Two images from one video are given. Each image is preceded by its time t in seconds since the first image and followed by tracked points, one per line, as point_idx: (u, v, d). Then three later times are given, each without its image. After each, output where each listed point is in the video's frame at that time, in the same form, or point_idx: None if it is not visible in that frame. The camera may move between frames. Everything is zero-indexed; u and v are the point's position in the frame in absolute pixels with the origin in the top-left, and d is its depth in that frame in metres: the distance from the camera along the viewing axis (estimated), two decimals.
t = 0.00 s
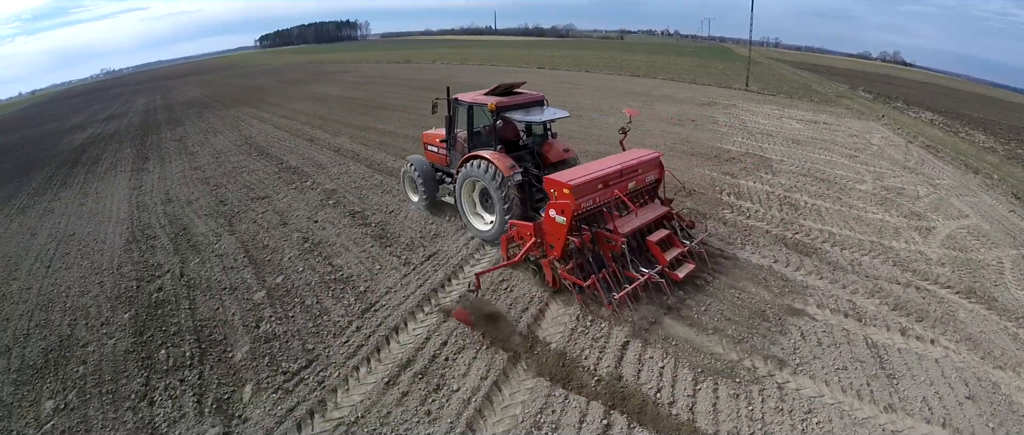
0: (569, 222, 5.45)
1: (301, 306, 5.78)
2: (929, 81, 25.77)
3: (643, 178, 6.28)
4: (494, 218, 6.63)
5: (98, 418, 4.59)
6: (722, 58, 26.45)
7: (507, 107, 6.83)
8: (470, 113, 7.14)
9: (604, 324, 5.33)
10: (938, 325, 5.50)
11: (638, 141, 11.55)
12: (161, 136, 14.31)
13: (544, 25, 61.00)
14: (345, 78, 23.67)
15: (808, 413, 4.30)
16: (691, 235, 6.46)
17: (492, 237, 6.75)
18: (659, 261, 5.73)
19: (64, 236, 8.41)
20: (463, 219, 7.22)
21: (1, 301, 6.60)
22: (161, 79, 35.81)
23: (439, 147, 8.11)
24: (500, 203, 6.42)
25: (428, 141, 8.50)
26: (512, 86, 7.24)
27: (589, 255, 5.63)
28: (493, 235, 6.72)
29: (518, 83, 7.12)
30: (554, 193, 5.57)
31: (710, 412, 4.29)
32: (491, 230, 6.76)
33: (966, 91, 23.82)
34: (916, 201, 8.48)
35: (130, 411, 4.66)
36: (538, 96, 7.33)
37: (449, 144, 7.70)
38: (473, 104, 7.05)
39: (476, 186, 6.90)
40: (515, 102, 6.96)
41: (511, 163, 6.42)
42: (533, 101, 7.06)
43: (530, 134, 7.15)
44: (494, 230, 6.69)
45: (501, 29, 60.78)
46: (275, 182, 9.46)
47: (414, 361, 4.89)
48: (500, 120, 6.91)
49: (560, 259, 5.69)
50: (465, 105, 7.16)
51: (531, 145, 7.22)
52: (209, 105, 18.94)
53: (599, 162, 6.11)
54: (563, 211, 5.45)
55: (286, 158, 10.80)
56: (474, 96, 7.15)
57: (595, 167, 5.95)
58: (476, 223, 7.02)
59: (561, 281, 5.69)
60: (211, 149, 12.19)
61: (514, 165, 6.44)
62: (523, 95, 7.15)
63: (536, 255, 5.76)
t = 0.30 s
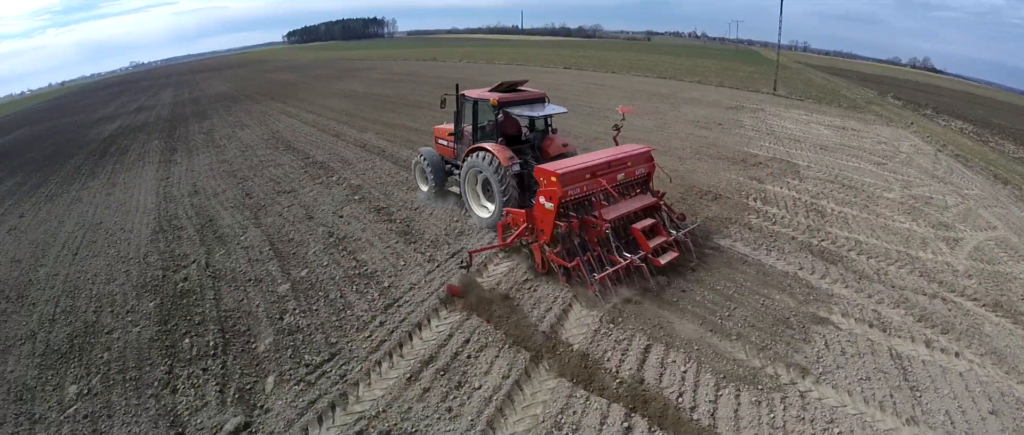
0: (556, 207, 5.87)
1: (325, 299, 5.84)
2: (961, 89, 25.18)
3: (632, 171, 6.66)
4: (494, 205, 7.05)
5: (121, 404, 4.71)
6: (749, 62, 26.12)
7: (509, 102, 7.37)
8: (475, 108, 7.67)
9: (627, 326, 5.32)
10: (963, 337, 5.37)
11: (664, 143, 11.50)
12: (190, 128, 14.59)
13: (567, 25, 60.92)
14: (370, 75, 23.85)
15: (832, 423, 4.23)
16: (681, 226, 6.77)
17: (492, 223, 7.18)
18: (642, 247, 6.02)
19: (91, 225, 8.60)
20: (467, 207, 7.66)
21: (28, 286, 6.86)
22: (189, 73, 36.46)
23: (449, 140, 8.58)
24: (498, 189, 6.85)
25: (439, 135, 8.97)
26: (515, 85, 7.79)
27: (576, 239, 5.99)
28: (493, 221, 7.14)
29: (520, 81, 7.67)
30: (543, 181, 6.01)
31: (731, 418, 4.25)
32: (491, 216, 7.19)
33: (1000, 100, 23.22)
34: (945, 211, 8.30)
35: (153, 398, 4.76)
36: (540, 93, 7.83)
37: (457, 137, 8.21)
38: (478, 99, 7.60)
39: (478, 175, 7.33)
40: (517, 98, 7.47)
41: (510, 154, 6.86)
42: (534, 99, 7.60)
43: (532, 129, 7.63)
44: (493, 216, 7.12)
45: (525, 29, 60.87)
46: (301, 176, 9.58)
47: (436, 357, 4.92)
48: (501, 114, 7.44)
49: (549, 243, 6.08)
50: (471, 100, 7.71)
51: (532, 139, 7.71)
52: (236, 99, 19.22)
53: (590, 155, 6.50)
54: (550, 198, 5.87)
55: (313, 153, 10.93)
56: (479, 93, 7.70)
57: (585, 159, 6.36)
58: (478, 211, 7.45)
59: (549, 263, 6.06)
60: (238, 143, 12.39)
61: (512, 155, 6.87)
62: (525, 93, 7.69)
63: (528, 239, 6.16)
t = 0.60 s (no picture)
0: (550, 195, 6.29)
1: (351, 294, 5.91)
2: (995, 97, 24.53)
3: (627, 164, 6.98)
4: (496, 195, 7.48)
5: (146, 392, 4.82)
6: (776, 66, 25.76)
7: (512, 100, 7.82)
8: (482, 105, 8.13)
9: (651, 329, 5.31)
10: (990, 351, 5.23)
11: (690, 146, 11.43)
12: (217, 123, 14.87)
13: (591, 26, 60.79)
14: (394, 73, 24.02)
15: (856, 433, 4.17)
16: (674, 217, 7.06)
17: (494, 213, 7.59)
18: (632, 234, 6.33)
19: (120, 215, 8.79)
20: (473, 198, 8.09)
21: (57, 274, 7.09)
22: (217, 69, 37.10)
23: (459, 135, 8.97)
24: (500, 180, 7.29)
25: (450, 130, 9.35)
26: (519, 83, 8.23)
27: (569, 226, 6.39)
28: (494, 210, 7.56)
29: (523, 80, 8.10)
30: (539, 171, 6.45)
31: (754, 425, 4.21)
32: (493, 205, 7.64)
33: None
34: (973, 221, 8.12)
35: (177, 387, 4.86)
36: (544, 91, 8.28)
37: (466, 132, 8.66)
38: (484, 96, 8.08)
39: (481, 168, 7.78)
40: (520, 95, 7.95)
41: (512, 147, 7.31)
42: (536, 96, 8.04)
43: (535, 124, 8.03)
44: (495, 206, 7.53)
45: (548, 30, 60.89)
46: (328, 172, 9.70)
47: (460, 355, 4.95)
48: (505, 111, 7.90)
49: (544, 229, 6.49)
50: (477, 97, 8.18)
51: (535, 135, 8.12)
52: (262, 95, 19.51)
53: (586, 148, 6.90)
54: (545, 186, 6.30)
55: (339, 150, 11.05)
56: (485, 91, 8.16)
57: (580, 152, 6.76)
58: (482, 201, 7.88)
59: (544, 248, 6.47)
60: (265, 137, 12.57)
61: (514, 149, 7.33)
62: (528, 90, 8.13)
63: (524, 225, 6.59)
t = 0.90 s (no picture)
0: (550, 184, 6.69)
1: (377, 289, 5.96)
2: None
3: (626, 157, 7.26)
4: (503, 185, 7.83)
5: (172, 379, 4.92)
6: (807, 69, 25.30)
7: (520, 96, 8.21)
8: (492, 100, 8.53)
9: (677, 333, 5.26)
10: (1019, 366, 5.02)
11: (718, 150, 11.31)
12: (247, 116, 15.13)
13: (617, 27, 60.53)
14: (421, 71, 24.17)
15: None
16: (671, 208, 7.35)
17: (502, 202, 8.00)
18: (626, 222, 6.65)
19: (150, 205, 8.98)
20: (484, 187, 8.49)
21: (86, 261, 7.28)
22: (247, 64, 37.77)
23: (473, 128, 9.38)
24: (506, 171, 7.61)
25: (466, 123, 9.75)
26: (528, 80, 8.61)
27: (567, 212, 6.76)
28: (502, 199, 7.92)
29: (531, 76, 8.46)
30: (541, 161, 6.83)
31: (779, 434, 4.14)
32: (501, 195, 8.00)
33: None
34: (1006, 232, 7.86)
35: (203, 375, 4.95)
36: (551, 87, 8.64)
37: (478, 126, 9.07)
38: (494, 92, 8.48)
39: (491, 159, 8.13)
40: (527, 91, 8.38)
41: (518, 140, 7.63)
42: (543, 92, 8.42)
43: (543, 118, 8.39)
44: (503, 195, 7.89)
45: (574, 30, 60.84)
46: (356, 168, 9.81)
47: (485, 353, 4.96)
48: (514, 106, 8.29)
49: (544, 215, 6.89)
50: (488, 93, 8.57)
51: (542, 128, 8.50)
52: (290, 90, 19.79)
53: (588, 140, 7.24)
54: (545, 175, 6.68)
55: (367, 146, 11.17)
56: (496, 87, 8.56)
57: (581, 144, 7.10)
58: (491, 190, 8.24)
59: (543, 232, 6.87)
60: (294, 132, 12.76)
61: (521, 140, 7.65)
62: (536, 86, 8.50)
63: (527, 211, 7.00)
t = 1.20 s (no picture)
0: (555, 172, 7.06)
1: (404, 285, 5.99)
2: None
3: (629, 150, 7.59)
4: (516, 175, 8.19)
5: (197, 368, 5.00)
6: (839, 74, 24.78)
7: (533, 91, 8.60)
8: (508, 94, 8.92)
9: (704, 339, 5.18)
10: None
11: (748, 154, 11.15)
12: (277, 110, 15.37)
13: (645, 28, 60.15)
14: (448, 69, 24.27)
15: None
16: (671, 200, 7.66)
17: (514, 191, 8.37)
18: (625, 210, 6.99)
19: (181, 195, 9.17)
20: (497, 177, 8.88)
21: (117, 249, 7.45)
22: (278, 58, 38.42)
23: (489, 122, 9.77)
24: (518, 161, 7.97)
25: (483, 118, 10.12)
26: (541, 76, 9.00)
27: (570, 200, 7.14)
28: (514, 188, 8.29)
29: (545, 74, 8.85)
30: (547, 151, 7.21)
31: None
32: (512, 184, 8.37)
33: None
34: None
35: (228, 365, 5.02)
36: (563, 84, 9.03)
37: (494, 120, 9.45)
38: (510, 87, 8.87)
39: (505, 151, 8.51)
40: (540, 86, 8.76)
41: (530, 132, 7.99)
42: (556, 88, 8.80)
43: (555, 113, 8.79)
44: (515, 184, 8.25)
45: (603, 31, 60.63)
46: (386, 163, 9.90)
47: (511, 353, 4.95)
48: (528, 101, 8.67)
49: (549, 202, 7.27)
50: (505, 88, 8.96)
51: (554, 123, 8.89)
52: (320, 85, 20.04)
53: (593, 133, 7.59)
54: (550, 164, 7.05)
55: (397, 142, 11.26)
56: (511, 82, 8.96)
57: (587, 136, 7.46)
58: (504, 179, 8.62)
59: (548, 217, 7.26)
60: (324, 127, 12.93)
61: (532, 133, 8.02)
62: (550, 83, 8.88)
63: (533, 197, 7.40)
